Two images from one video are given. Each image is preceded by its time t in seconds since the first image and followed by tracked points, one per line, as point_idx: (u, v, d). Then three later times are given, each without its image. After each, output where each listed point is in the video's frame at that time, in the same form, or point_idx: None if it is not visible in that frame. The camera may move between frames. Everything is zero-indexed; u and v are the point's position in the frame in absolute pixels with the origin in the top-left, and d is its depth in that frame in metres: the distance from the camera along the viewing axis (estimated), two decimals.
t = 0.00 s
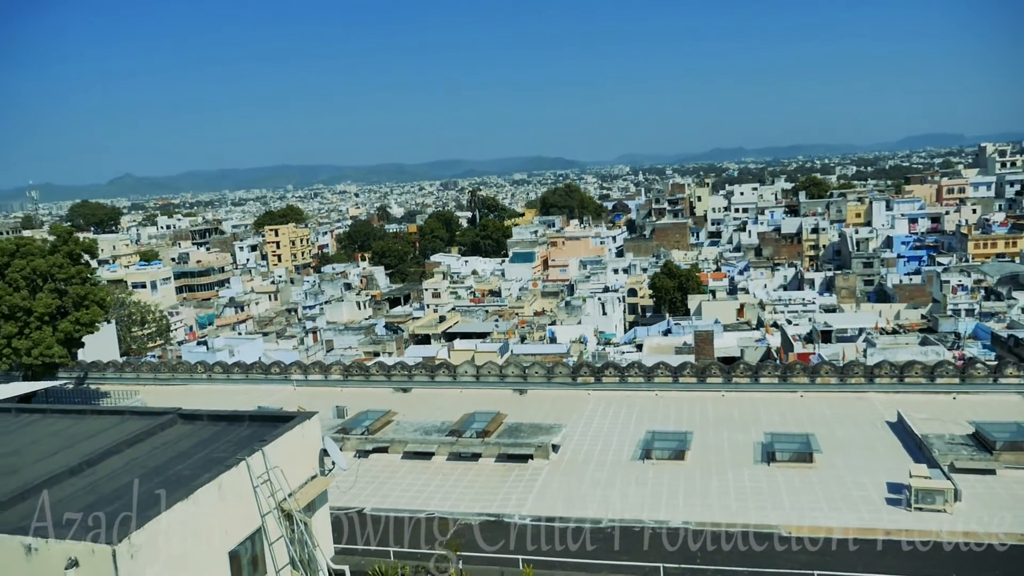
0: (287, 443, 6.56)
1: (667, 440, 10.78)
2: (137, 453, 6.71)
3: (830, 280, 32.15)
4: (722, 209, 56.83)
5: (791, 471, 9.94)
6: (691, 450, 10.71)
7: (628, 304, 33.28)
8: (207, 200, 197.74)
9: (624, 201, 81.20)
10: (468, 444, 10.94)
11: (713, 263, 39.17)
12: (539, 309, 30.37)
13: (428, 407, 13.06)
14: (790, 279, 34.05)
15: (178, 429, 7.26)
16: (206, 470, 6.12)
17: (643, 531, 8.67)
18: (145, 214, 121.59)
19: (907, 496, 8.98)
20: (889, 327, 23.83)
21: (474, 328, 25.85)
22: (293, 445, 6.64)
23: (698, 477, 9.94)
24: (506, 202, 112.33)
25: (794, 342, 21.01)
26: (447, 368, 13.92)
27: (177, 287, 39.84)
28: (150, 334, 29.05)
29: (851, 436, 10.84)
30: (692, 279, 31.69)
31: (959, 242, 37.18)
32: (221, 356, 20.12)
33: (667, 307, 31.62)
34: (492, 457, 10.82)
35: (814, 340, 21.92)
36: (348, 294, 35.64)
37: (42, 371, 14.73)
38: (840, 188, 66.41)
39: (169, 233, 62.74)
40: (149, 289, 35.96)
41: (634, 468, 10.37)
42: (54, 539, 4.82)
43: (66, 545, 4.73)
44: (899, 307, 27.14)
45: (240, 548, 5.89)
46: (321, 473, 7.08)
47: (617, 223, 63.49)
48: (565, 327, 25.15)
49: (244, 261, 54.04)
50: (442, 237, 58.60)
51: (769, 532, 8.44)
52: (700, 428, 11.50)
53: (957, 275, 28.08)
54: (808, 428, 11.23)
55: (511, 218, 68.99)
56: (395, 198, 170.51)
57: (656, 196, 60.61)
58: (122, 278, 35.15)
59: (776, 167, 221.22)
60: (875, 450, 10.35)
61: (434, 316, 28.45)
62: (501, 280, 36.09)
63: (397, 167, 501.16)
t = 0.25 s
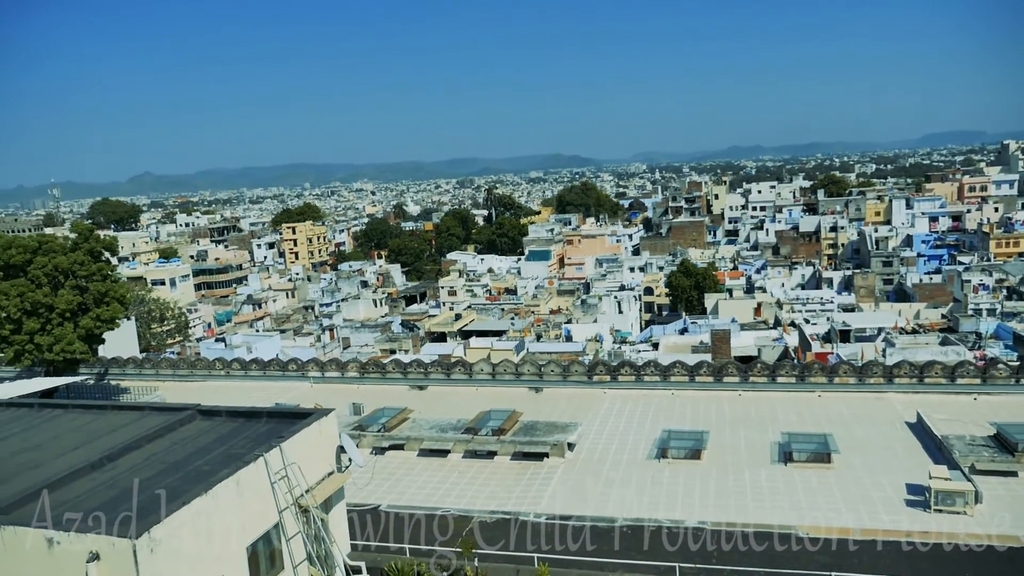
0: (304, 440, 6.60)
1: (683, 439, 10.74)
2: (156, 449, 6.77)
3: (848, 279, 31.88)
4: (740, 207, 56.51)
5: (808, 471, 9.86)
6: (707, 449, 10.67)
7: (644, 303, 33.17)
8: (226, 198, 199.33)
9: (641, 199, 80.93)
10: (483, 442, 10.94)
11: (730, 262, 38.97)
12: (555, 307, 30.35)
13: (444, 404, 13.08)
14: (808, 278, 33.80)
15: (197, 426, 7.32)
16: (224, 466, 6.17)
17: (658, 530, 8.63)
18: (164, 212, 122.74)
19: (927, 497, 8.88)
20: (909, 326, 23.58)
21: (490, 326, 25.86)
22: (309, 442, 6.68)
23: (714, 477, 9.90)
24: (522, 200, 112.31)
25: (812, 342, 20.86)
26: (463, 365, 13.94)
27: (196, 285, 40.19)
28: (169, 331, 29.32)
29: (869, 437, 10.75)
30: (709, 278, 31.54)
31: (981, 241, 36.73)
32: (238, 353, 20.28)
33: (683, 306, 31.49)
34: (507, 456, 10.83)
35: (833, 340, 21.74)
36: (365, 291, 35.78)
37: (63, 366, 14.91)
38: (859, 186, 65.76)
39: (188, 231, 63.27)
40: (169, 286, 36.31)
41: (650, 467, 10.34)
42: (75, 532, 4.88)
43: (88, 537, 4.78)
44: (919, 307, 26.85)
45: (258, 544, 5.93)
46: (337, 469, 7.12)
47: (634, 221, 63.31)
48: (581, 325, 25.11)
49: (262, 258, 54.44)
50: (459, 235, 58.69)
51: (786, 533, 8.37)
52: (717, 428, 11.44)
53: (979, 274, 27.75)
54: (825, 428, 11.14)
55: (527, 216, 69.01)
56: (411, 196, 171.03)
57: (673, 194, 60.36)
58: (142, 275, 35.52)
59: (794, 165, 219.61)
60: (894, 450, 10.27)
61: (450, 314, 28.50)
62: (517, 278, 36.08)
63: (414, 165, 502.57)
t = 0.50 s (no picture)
0: (322, 436, 6.64)
1: (700, 438, 10.69)
2: (176, 444, 6.83)
3: (868, 278, 31.60)
4: (758, 206, 56.13)
5: (827, 471, 9.79)
6: (724, 448, 10.62)
7: (661, 302, 33.04)
8: (244, 196, 200.68)
9: (658, 197, 80.60)
10: (499, 440, 10.96)
11: (748, 260, 38.73)
12: (571, 305, 30.30)
13: (460, 402, 13.11)
14: (827, 277, 33.53)
15: (216, 421, 7.38)
16: (244, 461, 6.21)
17: (674, 530, 8.61)
18: (184, 210, 123.78)
19: (947, 499, 8.79)
20: (929, 326, 23.34)
21: (506, 324, 25.88)
22: (327, 439, 6.71)
23: (731, 476, 9.85)
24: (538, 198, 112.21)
25: (831, 341, 20.70)
26: (479, 364, 13.96)
27: (214, 282, 40.52)
28: (188, 328, 29.58)
29: (889, 438, 10.65)
30: (726, 277, 31.36)
31: (1003, 240, 36.25)
32: (256, 350, 20.43)
33: (700, 305, 31.36)
34: (523, 453, 10.83)
35: (852, 340, 21.56)
36: (382, 289, 35.91)
37: (84, 362, 15.08)
38: (879, 184, 65.10)
39: (207, 228, 63.79)
40: (188, 284, 36.64)
41: (666, 466, 10.30)
42: (96, 526, 4.92)
43: (109, 531, 4.83)
44: (940, 306, 26.56)
45: (276, 539, 5.97)
46: (354, 466, 7.15)
47: (651, 219, 63.10)
48: (597, 323, 25.06)
49: (280, 256, 54.79)
50: (475, 234, 58.75)
51: (803, 534, 8.32)
52: (734, 427, 11.37)
53: (1001, 274, 27.38)
54: (844, 428, 11.05)
55: (544, 214, 68.94)
56: (428, 194, 171.35)
57: (691, 193, 60.05)
58: (161, 273, 35.86)
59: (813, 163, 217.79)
60: (914, 451, 10.17)
61: (466, 312, 28.55)
62: (534, 277, 36.07)
63: (430, 163, 503.64)
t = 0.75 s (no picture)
0: (340, 433, 6.66)
1: (717, 438, 10.62)
2: (195, 440, 6.88)
3: (888, 278, 31.28)
4: (777, 204, 55.72)
5: (846, 472, 9.69)
6: (742, 448, 10.54)
7: (678, 300, 32.89)
8: (263, 194, 202.02)
9: (676, 195, 80.22)
10: (516, 437, 10.95)
11: (767, 259, 38.45)
12: (587, 304, 30.23)
13: (476, 400, 13.11)
14: (847, 276, 33.22)
15: (235, 417, 7.42)
16: (262, 457, 6.24)
17: (691, 529, 8.56)
18: (203, 208, 124.75)
19: (969, 502, 8.67)
20: (951, 326, 23.06)
21: (523, 322, 25.86)
22: (345, 436, 6.74)
23: (749, 476, 9.77)
24: (555, 196, 112.07)
25: (851, 341, 20.52)
26: (495, 361, 13.96)
27: (233, 279, 40.82)
28: (207, 325, 29.81)
29: (910, 439, 10.52)
30: (744, 275, 31.15)
31: None
32: (274, 347, 20.56)
33: (718, 304, 31.18)
34: (540, 452, 10.82)
35: (872, 339, 21.36)
36: (399, 287, 36.01)
37: (105, 358, 15.26)
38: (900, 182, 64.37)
39: (225, 226, 64.24)
40: (207, 281, 36.95)
41: (683, 466, 10.24)
42: (117, 520, 4.97)
43: (129, 526, 4.87)
44: (962, 306, 26.24)
45: (294, 535, 6.00)
46: (372, 463, 7.17)
47: (668, 217, 62.82)
48: (614, 322, 24.98)
49: (298, 253, 55.13)
50: (492, 232, 58.77)
51: (822, 535, 8.25)
52: (752, 427, 11.28)
53: None
54: (863, 428, 10.94)
55: (561, 212, 68.84)
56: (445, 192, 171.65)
57: (708, 191, 59.72)
58: (181, 270, 36.16)
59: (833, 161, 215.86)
60: (935, 452, 10.05)
61: (483, 310, 28.57)
62: (550, 275, 36.02)
63: (447, 161, 504.51)
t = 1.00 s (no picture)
0: (358, 430, 6.67)
1: (735, 437, 10.53)
2: (214, 435, 6.92)
3: (909, 277, 30.94)
4: (796, 202, 55.25)
5: (865, 473, 9.59)
6: (760, 448, 10.45)
7: (696, 299, 32.72)
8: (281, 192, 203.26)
9: (694, 193, 79.75)
10: (532, 435, 10.93)
11: (786, 258, 38.14)
12: (604, 302, 30.14)
13: (492, 398, 13.10)
14: (867, 275, 32.89)
15: (253, 414, 7.46)
16: (280, 453, 6.27)
17: (708, 529, 8.49)
18: (222, 206, 125.65)
19: (991, 504, 8.54)
20: (974, 326, 22.76)
21: (539, 320, 25.83)
22: (362, 433, 6.74)
23: (767, 476, 9.69)
24: (572, 194, 111.83)
25: (871, 340, 20.31)
26: (512, 359, 13.94)
27: (251, 276, 41.08)
28: (226, 322, 30.03)
29: (930, 440, 10.38)
30: (763, 274, 30.92)
31: None
32: (291, 344, 20.68)
33: (736, 303, 31.00)
34: (556, 450, 10.79)
35: (892, 339, 21.12)
36: (415, 285, 36.08)
37: (125, 355, 15.40)
38: (922, 180, 63.60)
39: (244, 224, 64.70)
40: (225, 278, 37.22)
41: (701, 465, 10.17)
42: (137, 514, 5.00)
43: (148, 520, 4.90)
44: (985, 306, 25.89)
45: (311, 531, 6.02)
46: (389, 460, 7.18)
47: (686, 215, 62.51)
48: (631, 320, 24.89)
49: (316, 251, 55.39)
50: (509, 229, 58.74)
51: (840, 536, 8.16)
52: (770, 427, 11.19)
53: None
54: (883, 429, 10.81)
55: (578, 210, 68.67)
56: (461, 190, 171.77)
57: (727, 189, 59.35)
58: (200, 267, 36.45)
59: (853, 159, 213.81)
60: (957, 454, 9.91)
61: (499, 308, 28.56)
62: (567, 273, 35.96)
63: (464, 159, 505.09)
